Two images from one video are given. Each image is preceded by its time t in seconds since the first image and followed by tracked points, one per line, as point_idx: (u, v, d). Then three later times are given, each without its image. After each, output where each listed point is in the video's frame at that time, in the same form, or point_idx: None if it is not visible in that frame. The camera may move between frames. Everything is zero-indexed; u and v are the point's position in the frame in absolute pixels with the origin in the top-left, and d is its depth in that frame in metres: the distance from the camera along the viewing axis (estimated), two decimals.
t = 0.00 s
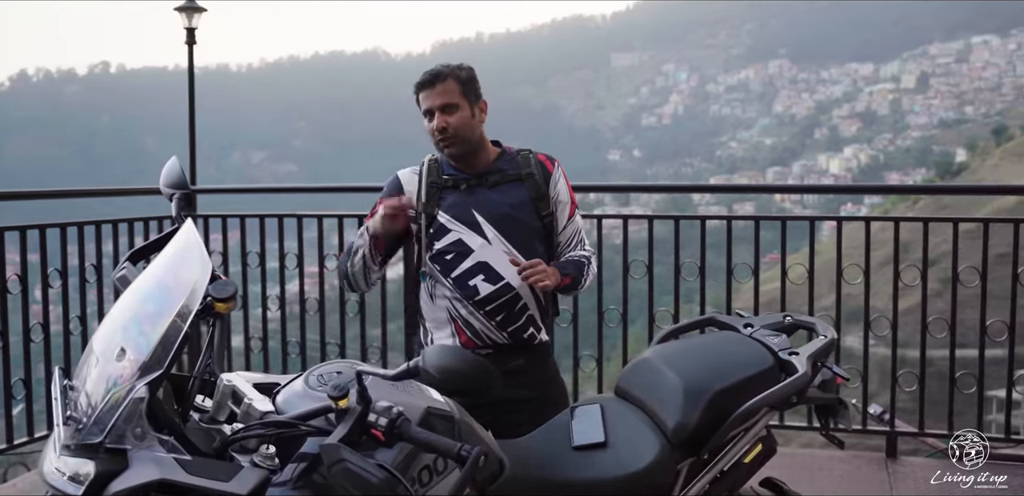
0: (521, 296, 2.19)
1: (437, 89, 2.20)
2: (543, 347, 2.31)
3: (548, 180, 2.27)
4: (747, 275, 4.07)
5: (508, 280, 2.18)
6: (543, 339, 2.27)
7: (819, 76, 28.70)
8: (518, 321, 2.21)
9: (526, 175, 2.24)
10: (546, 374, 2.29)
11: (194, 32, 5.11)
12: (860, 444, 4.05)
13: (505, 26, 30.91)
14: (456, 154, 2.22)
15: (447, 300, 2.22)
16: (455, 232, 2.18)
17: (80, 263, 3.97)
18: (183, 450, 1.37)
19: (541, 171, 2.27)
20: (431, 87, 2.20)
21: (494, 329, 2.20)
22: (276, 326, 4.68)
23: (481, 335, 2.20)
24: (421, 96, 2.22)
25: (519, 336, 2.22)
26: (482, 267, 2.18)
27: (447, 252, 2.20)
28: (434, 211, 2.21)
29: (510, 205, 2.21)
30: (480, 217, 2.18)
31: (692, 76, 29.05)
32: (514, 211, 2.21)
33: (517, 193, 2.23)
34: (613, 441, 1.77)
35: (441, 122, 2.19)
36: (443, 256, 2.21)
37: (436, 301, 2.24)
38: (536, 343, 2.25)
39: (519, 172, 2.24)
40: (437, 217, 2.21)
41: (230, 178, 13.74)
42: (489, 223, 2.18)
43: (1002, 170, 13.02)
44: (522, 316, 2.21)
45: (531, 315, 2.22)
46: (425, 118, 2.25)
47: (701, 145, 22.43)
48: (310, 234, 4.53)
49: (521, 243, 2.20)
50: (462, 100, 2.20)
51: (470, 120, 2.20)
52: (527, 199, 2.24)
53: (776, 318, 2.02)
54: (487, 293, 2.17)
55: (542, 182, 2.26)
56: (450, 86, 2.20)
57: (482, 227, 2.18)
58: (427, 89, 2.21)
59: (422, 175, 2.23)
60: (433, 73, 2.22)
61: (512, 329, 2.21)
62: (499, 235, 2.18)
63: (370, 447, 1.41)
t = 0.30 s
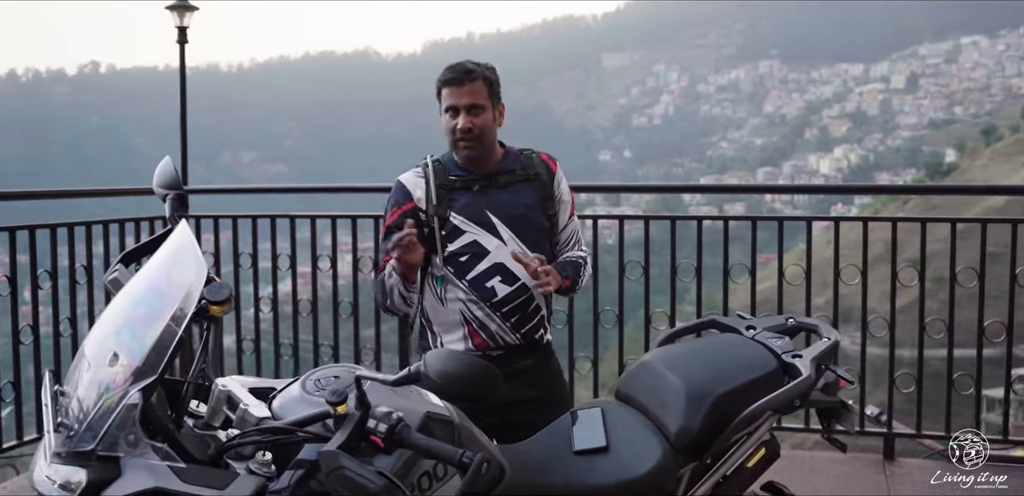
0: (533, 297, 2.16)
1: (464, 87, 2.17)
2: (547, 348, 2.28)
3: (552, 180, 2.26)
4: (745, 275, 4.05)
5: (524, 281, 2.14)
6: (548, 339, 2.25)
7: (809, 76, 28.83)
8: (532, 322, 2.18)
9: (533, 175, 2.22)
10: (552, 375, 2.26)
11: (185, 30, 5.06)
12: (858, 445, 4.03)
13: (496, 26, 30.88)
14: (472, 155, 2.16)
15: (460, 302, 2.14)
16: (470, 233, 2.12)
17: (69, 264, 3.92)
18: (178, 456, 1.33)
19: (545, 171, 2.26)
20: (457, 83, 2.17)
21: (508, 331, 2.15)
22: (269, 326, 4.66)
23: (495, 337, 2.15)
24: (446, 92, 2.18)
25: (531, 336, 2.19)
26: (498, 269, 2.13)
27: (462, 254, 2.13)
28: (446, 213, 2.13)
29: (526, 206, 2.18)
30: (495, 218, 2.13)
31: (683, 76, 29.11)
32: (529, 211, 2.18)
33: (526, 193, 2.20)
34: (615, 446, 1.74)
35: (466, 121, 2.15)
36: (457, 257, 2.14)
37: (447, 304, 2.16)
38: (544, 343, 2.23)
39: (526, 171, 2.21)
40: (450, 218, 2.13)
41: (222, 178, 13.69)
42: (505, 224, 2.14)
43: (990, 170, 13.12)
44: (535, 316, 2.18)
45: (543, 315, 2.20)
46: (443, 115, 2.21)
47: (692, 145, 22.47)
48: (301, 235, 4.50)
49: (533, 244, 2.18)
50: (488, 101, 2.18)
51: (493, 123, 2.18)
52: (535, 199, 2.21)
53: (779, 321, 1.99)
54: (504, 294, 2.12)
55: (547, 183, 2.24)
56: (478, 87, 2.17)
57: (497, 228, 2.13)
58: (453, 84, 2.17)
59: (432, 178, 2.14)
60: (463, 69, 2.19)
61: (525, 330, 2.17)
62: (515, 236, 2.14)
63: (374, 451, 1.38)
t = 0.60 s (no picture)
0: (535, 300, 2.13)
1: (486, 78, 2.17)
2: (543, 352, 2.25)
3: (543, 181, 2.25)
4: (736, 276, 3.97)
5: (526, 282, 2.10)
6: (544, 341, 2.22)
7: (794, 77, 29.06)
8: (532, 325, 2.14)
9: (528, 176, 2.20)
10: (548, 377, 2.23)
11: (172, 30, 5.02)
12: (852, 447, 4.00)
13: (483, 28, 31.05)
14: (479, 147, 2.12)
15: (462, 306, 2.06)
16: (475, 234, 2.06)
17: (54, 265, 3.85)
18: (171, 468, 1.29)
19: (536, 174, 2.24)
20: (480, 72, 2.17)
21: (511, 332, 2.09)
22: (256, 325, 4.57)
23: (499, 340, 2.09)
24: (467, 80, 2.17)
25: (532, 337, 2.15)
26: (502, 271, 2.08)
27: (462, 256, 2.06)
28: (447, 214, 2.06)
29: (522, 207, 2.15)
30: (497, 219, 2.09)
31: (668, 77, 29.27)
32: (526, 213, 2.15)
33: (523, 195, 2.18)
34: (613, 453, 1.71)
35: (487, 110, 2.13)
36: (460, 259, 2.06)
37: (448, 309, 2.07)
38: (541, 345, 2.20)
39: (521, 173, 2.20)
40: (451, 219, 2.06)
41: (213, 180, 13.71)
42: (506, 226, 2.10)
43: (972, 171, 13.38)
44: (534, 320, 2.15)
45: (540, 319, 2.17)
46: (455, 105, 2.17)
47: (678, 145, 22.60)
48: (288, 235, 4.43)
49: (533, 246, 2.15)
50: (505, 99, 2.19)
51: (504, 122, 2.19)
52: (530, 199, 2.19)
53: (777, 325, 1.98)
54: (507, 296, 2.07)
55: (541, 184, 2.23)
56: (498, 82, 2.19)
57: (500, 229, 2.08)
58: (476, 72, 2.17)
59: (429, 177, 2.07)
60: (485, 61, 2.19)
61: (526, 332, 2.13)
62: (516, 238, 2.11)
63: (369, 460, 1.35)
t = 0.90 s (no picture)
0: (529, 304, 2.09)
1: (488, 78, 2.15)
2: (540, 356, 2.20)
3: (537, 185, 2.22)
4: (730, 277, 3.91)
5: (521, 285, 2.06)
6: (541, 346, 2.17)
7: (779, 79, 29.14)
8: (528, 330, 2.09)
9: (522, 180, 2.18)
10: (544, 383, 2.18)
11: (158, 30, 4.97)
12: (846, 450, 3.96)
13: (467, 31, 31.06)
14: (478, 149, 2.10)
15: (456, 309, 2.02)
16: (469, 238, 2.03)
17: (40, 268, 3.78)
18: (165, 479, 1.26)
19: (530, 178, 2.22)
20: (483, 71, 2.15)
21: (507, 338, 2.05)
22: (244, 328, 4.50)
23: (495, 345, 2.04)
24: (469, 77, 2.14)
25: (527, 341, 2.10)
26: (498, 274, 2.04)
27: (459, 259, 2.02)
28: (441, 216, 2.02)
29: (516, 209, 2.11)
30: (492, 222, 2.05)
31: (653, 78, 29.35)
32: (520, 215, 2.12)
33: (518, 198, 2.15)
34: (614, 461, 1.68)
35: (490, 110, 2.11)
36: (456, 262, 2.03)
37: (443, 313, 2.03)
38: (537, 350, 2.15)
39: (514, 177, 2.17)
40: (446, 221, 2.03)
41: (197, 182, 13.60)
42: (502, 229, 2.06)
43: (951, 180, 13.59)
44: (530, 324, 2.10)
45: (536, 324, 2.13)
46: (456, 102, 2.14)
47: (662, 146, 22.63)
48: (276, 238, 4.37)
49: (529, 250, 2.11)
50: (505, 99, 2.17)
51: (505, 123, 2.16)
52: (525, 203, 2.16)
53: (779, 328, 1.95)
54: (503, 299, 2.04)
55: (534, 188, 2.20)
56: (499, 82, 2.17)
57: (495, 232, 2.05)
58: (476, 73, 2.15)
59: (424, 179, 2.04)
60: (487, 61, 2.17)
61: (521, 337, 2.09)
62: (512, 241, 2.07)
63: (371, 471, 1.32)
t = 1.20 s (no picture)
0: (522, 308, 2.04)
1: (477, 78, 2.11)
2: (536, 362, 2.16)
3: (531, 184, 2.19)
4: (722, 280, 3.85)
5: (514, 288, 2.02)
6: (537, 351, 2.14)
7: (759, 81, 29.23)
8: (521, 333, 2.05)
9: (513, 180, 2.13)
10: (540, 388, 2.14)
11: (143, 30, 4.91)
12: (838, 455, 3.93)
13: (449, 31, 31.00)
14: (470, 149, 2.07)
15: (447, 314, 1.98)
16: (457, 240, 1.99)
17: (23, 272, 3.71)
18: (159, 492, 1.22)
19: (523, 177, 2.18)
20: (474, 72, 2.11)
21: (500, 342, 2.01)
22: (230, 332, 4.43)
23: (487, 349, 2.00)
24: (458, 77, 2.10)
25: (521, 346, 2.05)
26: (488, 276, 2.00)
27: (448, 262, 1.98)
28: (429, 219, 1.99)
29: (508, 211, 2.07)
30: (482, 223, 2.01)
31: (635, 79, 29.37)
32: (513, 216, 2.08)
33: (510, 199, 2.10)
34: (614, 469, 1.66)
35: (479, 111, 2.08)
36: (445, 265, 1.99)
37: (434, 318, 1.99)
38: (532, 355, 2.11)
39: (506, 177, 2.13)
40: (434, 224, 1.99)
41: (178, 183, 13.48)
42: (493, 230, 2.02)
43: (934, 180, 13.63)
44: (523, 328, 2.05)
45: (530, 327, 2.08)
46: (445, 103, 2.11)
47: (645, 147, 22.65)
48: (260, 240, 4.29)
49: (523, 251, 2.06)
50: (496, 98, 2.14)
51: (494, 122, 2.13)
52: (517, 203, 2.12)
53: (779, 334, 1.93)
54: (494, 303, 1.99)
55: (528, 187, 2.16)
56: (490, 82, 2.13)
57: (486, 234, 2.01)
58: (465, 73, 2.10)
59: (413, 182, 2.01)
60: (475, 60, 2.13)
61: (515, 340, 2.04)
62: (503, 243, 2.02)
63: (369, 481, 1.28)
